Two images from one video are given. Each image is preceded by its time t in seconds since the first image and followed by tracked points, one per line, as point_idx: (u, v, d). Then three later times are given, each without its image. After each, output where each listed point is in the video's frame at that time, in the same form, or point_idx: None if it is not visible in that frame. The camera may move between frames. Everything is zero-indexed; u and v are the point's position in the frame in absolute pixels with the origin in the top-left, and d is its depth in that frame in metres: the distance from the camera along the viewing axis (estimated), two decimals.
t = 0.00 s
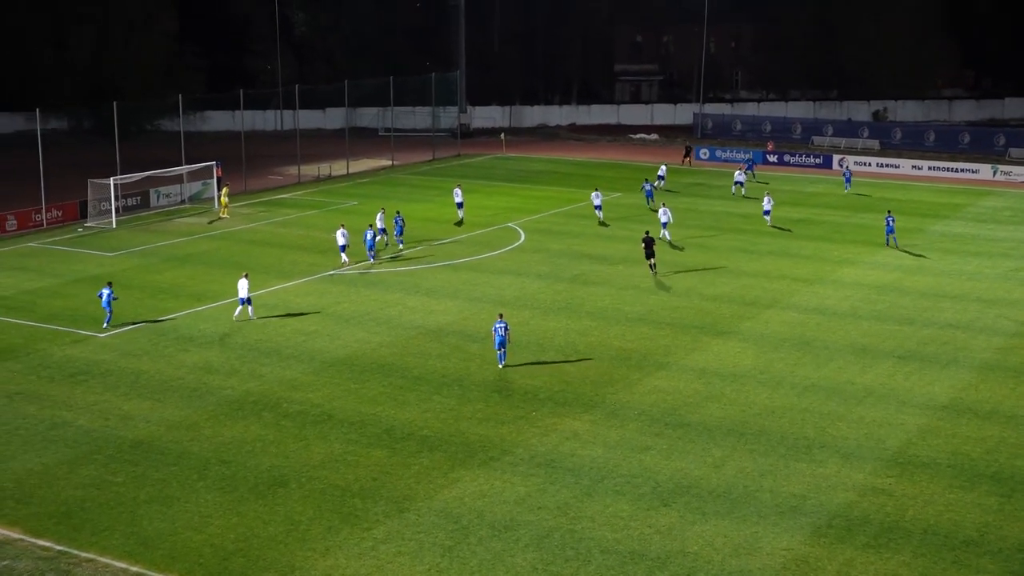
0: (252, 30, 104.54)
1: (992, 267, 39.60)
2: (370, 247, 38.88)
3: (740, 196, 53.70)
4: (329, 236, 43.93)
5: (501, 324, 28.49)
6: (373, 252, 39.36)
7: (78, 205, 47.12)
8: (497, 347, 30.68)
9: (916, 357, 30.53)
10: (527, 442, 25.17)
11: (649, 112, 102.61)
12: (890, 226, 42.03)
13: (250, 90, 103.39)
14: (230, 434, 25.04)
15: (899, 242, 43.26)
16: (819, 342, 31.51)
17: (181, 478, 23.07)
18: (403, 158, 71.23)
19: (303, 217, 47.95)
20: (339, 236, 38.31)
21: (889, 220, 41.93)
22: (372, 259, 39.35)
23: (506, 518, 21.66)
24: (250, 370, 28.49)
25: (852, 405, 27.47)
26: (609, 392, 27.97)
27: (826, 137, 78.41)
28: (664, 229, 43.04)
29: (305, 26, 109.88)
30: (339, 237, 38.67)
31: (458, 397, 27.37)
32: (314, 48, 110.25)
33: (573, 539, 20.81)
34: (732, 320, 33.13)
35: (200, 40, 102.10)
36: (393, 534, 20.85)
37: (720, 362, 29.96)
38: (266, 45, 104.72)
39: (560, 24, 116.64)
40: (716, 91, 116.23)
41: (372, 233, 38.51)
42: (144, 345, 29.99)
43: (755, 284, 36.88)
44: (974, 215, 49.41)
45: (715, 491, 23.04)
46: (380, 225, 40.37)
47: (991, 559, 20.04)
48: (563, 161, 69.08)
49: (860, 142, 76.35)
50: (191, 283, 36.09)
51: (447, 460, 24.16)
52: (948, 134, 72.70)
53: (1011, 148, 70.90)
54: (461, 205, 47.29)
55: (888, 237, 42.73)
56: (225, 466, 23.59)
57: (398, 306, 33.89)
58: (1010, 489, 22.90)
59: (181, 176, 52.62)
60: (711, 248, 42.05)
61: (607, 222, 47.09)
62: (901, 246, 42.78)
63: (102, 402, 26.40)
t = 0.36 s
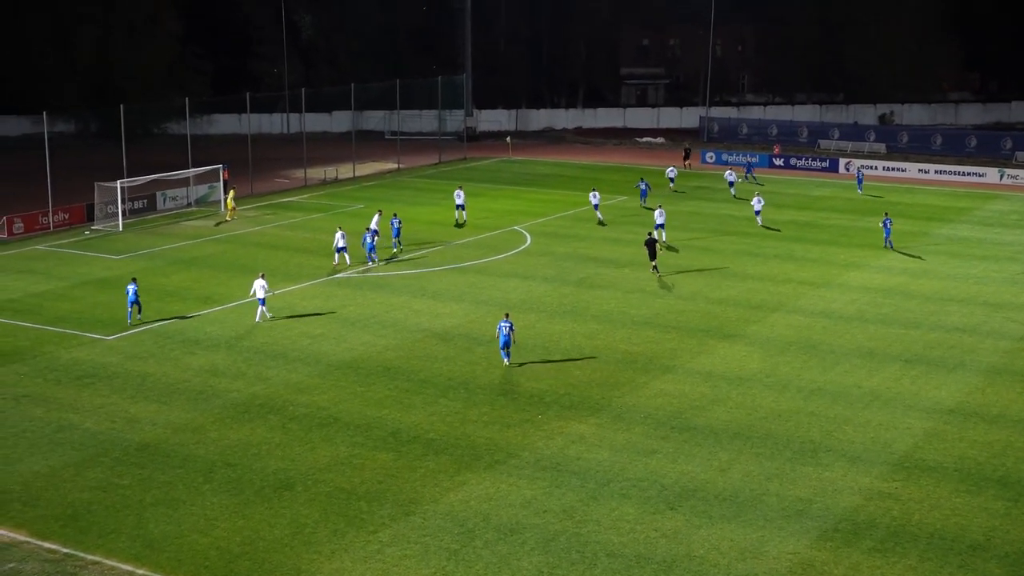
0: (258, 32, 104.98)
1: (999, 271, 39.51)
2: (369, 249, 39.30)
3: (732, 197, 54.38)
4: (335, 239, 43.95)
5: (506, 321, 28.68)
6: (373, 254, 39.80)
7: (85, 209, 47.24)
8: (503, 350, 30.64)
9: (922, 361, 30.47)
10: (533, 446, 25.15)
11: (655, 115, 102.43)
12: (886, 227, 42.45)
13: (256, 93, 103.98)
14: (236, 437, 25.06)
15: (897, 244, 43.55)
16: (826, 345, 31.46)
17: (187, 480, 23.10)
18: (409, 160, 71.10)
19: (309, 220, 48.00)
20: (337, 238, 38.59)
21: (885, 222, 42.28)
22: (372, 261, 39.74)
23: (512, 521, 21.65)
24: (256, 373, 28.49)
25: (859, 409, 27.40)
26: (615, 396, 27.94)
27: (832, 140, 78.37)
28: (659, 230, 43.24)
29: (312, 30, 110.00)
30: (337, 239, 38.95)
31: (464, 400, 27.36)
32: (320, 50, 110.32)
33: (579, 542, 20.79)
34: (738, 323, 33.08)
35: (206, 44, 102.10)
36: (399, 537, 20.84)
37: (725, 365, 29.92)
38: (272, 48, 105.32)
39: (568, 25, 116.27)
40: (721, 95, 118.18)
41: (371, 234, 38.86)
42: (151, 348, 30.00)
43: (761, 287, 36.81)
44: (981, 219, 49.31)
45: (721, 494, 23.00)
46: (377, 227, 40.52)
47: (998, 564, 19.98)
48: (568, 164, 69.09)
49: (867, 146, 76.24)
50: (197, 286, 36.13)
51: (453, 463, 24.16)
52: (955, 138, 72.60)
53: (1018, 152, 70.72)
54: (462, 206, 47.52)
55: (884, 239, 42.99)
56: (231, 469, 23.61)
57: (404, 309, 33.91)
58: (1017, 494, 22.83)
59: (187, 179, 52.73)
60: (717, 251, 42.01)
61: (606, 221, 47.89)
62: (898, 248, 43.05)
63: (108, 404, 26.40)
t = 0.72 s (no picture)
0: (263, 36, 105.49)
1: (1002, 276, 39.50)
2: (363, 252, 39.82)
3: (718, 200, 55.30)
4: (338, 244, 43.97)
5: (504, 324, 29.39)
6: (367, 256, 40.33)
7: (89, 214, 47.27)
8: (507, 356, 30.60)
9: (926, 366, 30.44)
10: (536, 451, 25.12)
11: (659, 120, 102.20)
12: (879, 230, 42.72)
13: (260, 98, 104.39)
14: (240, 442, 25.03)
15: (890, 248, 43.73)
16: (829, 350, 31.44)
17: (190, 485, 23.09)
18: (413, 165, 71.16)
19: (311, 225, 48.07)
20: (331, 242, 39.07)
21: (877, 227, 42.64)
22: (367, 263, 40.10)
23: (516, 526, 21.62)
24: (259, 378, 28.43)
25: (863, 415, 27.37)
26: (618, 401, 27.91)
27: (836, 145, 77.70)
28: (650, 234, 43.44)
29: (315, 35, 110.46)
30: (331, 244, 39.20)
31: (468, 405, 27.34)
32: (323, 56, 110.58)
33: (582, 548, 20.77)
34: (741, 329, 33.05)
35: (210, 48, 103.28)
36: (402, 542, 20.83)
37: (729, 371, 29.90)
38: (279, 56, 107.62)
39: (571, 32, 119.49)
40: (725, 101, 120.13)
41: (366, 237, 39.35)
42: (154, 353, 29.94)
43: (764, 293, 36.79)
44: (984, 224, 49.29)
45: (724, 500, 22.97)
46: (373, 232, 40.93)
47: (1002, 570, 19.93)
48: (572, 169, 69.23)
49: (871, 152, 76.20)
50: (201, 292, 36.16)
51: (456, 468, 24.15)
52: (959, 144, 72.56)
53: (1022, 157, 70.62)
54: (458, 210, 47.85)
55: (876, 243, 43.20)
56: (234, 475, 23.59)
57: (408, 314, 33.90)
58: (1021, 500, 22.77)
59: (191, 185, 52.71)
60: (721, 256, 42.03)
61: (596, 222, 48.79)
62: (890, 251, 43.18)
63: (111, 409, 26.34)
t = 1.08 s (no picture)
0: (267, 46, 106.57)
1: (1007, 285, 39.41)
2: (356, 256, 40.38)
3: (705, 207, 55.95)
4: (341, 253, 43.96)
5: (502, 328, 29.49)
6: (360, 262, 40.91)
7: (94, 222, 47.28)
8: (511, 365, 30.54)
9: (932, 375, 30.36)
10: (541, 460, 25.06)
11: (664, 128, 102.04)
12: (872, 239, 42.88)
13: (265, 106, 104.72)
14: (244, 450, 24.99)
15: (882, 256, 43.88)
16: (835, 359, 31.38)
17: (195, 493, 23.05)
18: (417, 173, 71.17)
19: (314, 233, 48.10)
20: (324, 247, 39.33)
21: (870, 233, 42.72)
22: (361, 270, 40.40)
23: (520, 535, 21.56)
24: (263, 387, 28.31)
25: (868, 424, 27.30)
26: (624, 410, 27.85)
27: (841, 154, 78.46)
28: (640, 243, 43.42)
29: (320, 43, 111.40)
30: (326, 249, 39.62)
31: (472, 413, 27.29)
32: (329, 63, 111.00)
33: (587, 557, 20.70)
34: (746, 337, 33.00)
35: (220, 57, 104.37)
36: (406, 551, 20.78)
37: (735, 379, 29.83)
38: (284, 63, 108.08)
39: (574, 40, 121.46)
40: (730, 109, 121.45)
41: (359, 244, 39.65)
42: (158, 361, 29.87)
43: (769, 301, 36.75)
44: (990, 233, 49.20)
45: (729, 509, 22.89)
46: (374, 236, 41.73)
47: None
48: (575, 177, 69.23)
49: (875, 160, 76.03)
50: (205, 300, 36.14)
51: (461, 477, 24.10)
52: (964, 152, 72.45)
53: None
54: (455, 217, 48.12)
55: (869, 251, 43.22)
56: (238, 483, 23.55)
57: (413, 323, 33.85)
58: None
59: (197, 193, 52.64)
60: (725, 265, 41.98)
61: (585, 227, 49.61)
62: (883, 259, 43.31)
63: (116, 417, 26.27)
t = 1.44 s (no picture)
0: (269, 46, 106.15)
1: None
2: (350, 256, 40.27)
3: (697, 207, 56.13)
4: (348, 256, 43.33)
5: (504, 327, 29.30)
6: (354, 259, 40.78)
7: (94, 224, 46.83)
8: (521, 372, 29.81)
9: (953, 383, 29.50)
10: (552, 470, 24.34)
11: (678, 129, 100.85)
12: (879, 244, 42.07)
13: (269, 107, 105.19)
14: (246, 459, 24.35)
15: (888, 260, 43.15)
16: (854, 366, 30.57)
17: (196, 503, 22.41)
18: (425, 176, 70.53)
19: (320, 236, 47.50)
20: (316, 251, 38.57)
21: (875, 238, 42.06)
22: (352, 268, 40.72)
23: (530, 546, 20.85)
24: (266, 394, 27.64)
25: (888, 433, 26.48)
26: (636, 418, 27.14)
27: (859, 155, 76.86)
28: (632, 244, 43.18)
29: (325, 42, 111.33)
30: (316, 253, 38.93)
31: (480, 421, 26.61)
32: (332, 62, 110.63)
33: (598, 569, 19.97)
34: (762, 344, 32.20)
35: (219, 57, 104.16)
36: (412, 563, 20.08)
37: (751, 388, 29.02)
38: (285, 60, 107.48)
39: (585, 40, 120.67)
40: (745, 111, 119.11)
41: (354, 242, 39.98)
42: (159, 367, 29.22)
43: (785, 307, 35.95)
44: (1012, 237, 48.21)
45: (744, 520, 22.15)
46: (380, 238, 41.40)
47: None
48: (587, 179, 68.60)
49: (895, 161, 75.31)
50: (208, 304, 35.52)
51: (469, 487, 23.39)
52: (986, 154, 71.51)
53: None
54: (455, 219, 47.63)
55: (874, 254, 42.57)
56: (240, 493, 22.91)
57: (419, 329, 33.15)
58: None
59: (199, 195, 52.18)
60: (740, 269, 41.19)
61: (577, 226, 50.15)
62: (890, 263, 42.57)
63: (115, 424, 25.64)
